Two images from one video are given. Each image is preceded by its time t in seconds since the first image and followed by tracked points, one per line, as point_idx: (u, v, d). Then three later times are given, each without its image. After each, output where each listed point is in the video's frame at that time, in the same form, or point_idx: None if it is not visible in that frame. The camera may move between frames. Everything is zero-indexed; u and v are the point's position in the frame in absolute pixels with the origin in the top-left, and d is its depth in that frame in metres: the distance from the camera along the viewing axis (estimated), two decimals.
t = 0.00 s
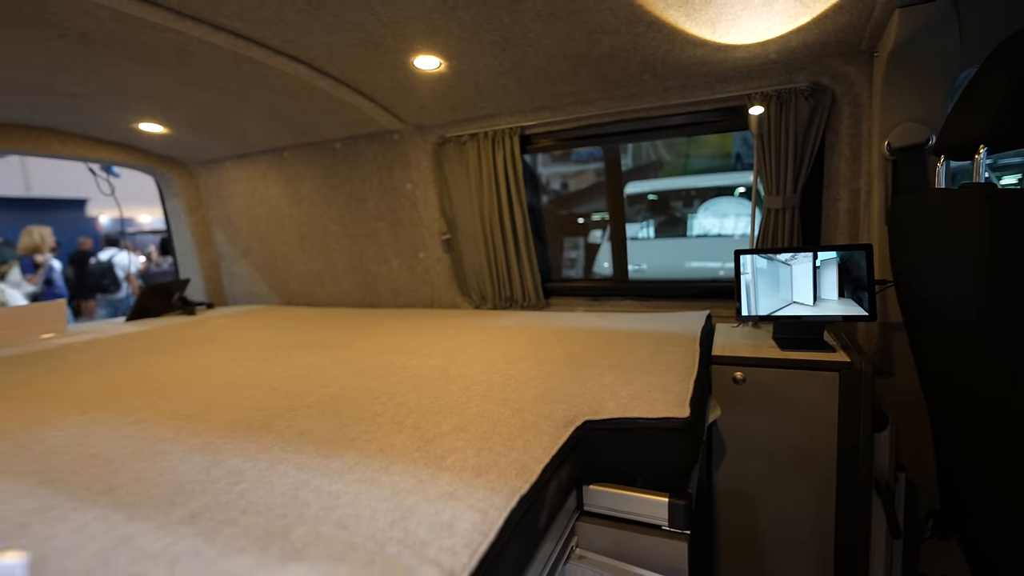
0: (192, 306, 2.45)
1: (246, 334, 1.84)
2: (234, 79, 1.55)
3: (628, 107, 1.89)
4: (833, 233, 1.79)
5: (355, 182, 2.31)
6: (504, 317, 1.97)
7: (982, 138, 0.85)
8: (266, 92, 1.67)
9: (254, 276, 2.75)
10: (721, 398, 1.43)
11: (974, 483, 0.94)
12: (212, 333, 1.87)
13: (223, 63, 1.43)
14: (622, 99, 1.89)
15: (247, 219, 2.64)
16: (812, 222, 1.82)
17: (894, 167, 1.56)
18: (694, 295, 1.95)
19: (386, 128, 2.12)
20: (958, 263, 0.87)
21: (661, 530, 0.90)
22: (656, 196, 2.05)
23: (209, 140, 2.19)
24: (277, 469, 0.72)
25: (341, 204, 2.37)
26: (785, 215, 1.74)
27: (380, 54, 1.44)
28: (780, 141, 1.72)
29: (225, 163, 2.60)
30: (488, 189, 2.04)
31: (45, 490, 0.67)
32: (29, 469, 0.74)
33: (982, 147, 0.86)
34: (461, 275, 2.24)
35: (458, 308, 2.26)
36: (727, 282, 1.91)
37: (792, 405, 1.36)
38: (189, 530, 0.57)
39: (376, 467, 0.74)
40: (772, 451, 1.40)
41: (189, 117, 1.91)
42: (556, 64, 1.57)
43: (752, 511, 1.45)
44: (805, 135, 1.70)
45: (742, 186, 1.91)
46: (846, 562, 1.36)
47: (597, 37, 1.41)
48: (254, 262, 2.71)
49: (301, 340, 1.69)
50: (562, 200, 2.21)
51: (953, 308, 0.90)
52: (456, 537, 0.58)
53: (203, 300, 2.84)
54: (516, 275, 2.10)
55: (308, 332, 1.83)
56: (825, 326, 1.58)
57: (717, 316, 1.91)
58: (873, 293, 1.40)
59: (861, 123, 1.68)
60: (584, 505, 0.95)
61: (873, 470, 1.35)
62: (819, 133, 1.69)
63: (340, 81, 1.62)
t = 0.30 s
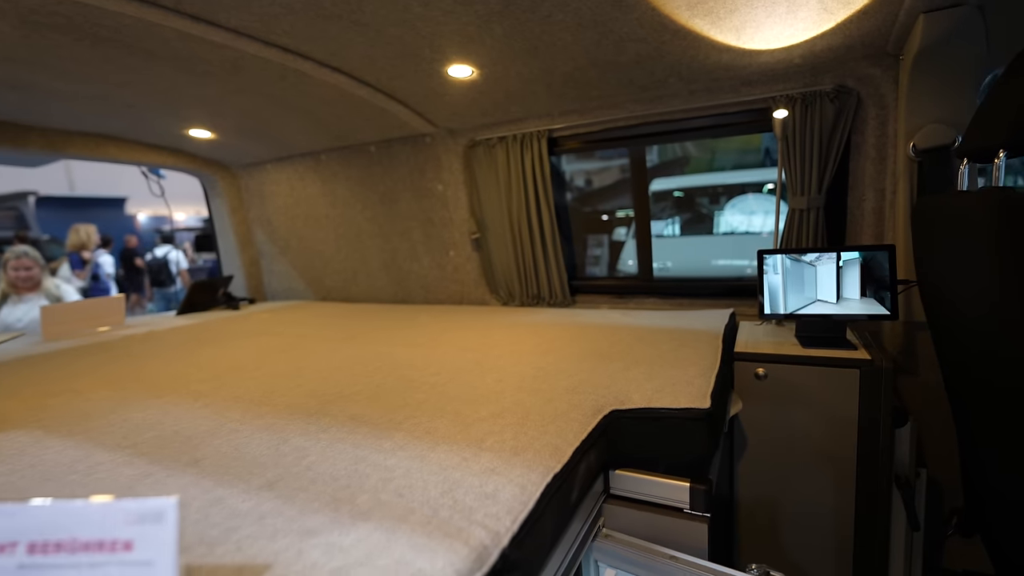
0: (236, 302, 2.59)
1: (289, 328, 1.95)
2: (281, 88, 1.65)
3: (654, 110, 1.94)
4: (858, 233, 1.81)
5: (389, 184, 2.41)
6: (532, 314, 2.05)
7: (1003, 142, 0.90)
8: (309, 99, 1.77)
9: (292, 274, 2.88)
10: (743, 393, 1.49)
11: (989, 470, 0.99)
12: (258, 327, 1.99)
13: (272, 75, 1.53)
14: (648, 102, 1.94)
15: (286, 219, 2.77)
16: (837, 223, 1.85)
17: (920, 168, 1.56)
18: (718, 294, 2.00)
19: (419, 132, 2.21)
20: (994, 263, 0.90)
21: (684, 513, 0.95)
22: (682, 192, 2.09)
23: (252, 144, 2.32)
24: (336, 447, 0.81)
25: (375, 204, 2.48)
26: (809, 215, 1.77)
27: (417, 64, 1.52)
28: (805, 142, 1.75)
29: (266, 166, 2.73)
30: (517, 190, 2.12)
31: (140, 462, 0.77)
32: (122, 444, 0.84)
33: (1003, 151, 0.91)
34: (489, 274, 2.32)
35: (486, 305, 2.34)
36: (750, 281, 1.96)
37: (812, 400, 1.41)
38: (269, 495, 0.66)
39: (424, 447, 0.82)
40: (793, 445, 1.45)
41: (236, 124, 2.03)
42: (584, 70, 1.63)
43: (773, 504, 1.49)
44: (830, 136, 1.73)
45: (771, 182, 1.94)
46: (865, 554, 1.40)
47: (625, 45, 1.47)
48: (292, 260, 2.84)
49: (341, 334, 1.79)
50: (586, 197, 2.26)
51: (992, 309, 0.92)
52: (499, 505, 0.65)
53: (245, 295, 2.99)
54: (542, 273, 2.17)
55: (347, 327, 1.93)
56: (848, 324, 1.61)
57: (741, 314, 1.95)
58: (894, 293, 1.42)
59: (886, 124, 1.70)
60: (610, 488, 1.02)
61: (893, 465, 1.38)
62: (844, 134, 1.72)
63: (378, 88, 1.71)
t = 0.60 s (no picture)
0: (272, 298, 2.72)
1: (325, 323, 2.06)
2: (320, 98, 1.76)
3: (674, 113, 2.00)
4: (876, 232, 1.85)
5: (417, 185, 2.51)
6: (555, 310, 2.12)
7: (1011, 147, 0.96)
8: (345, 107, 1.87)
9: (324, 271, 3.00)
10: (759, 387, 1.55)
11: (1001, 465, 1.04)
12: (295, 322, 2.11)
13: (313, 86, 1.64)
14: (668, 106, 2.00)
15: (318, 218, 2.89)
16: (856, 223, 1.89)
17: (937, 169, 1.59)
18: (736, 292, 2.05)
19: (447, 136, 2.30)
20: (1003, 268, 0.95)
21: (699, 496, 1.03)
22: (705, 188, 2.11)
23: (288, 148, 2.44)
24: (384, 428, 0.91)
25: (404, 204, 2.58)
26: (828, 215, 1.81)
27: (448, 73, 1.61)
28: (823, 143, 1.78)
29: (300, 168, 2.85)
30: (541, 191, 2.20)
31: (214, 439, 0.88)
32: (195, 425, 0.95)
33: (1010, 156, 0.97)
34: (513, 272, 2.40)
35: (510, 301, 2.43)
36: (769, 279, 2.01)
37: (826, 394, 1.46)
38: (331, 467, 0.76)
39: (462, 429, 0.91)
40: (808, 438, 1.50)
41: (275, 130, 2.14)
42: (607, 77, 1.70)
43: (788, 494, 1.55)
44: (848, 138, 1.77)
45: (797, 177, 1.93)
46: (878, 543, 1.45)
47: (646, 54, 1.53)
48: (324, 258, 2.97)
49: (375, 329, 1.89)
50: (607, 194, 2.30)
51: (999, 309, 0.97)
52: (532, 478, 0.74)
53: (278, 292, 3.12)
54: (565, 271, 2.25)
55: (380, 322, 2.04)
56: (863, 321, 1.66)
57: (759, 312, 2.00)
58: (909, 291, 1.47)
59: (904, 126, 1.74)
60: (631, 472, 1.10)
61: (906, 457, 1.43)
62: (862, 135, 1.75)
63: (410, 96, 1.80)
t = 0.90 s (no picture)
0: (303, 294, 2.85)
1: (355, 318, 2.18)
2: (353, 105, 1.86)
3: (692, 116, 2.07)
4: (891, 232, 1.89)
5: (442, 186, 2.61)
6: (574, 307, 2.21)
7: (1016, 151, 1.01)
8: (375, 112, 1.97)
9: (352, 268, 3.13)
10: (772, 381, 1.61)
11: (1011, 459, 1.08)
12: (327, 317, 2.23)
13: (347, 93, 1.74)
14: (686, 109, 2.07)
15: (347, 218, 3.01)
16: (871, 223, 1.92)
17: (950, 171, 1.62)
18: (752, 290, 2.11)
19: (471, 139, 2.39)
20: (1004, 268, 1.00)
21: (710, 479, 1.10)
22: (725, 186, 2.14)
23: (320, 150, 2.55)
24: (420, 410, 1.00)
25: (429, 204, 2.68)
26: (842, 215, 1.85)
27: (475, 81, 1.69)
28: (837, 145, 1.83)
29: (330, 169, 2.98)
30: (561, 192, 2.28)
31: (269, 418, 0.98)
32: (250, 406, 1.05)
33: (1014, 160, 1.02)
34: (534, 270, 2.49)
35: (531, 298, 2.52)
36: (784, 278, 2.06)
37: (837, 388, 1.52)
38: (376, 442, 0.86)
39: (490, 412, 1.00)
40: (819, 430, 1.56)
41: (308, 134, 2.26)
42: (626, 83, 1.77)
43: (799, 484, 1.61)
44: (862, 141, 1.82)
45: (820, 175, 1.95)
46: (886, 532, 1.51)
47: (663, 61, 1.60)
48: (352, 256, 3.09)
49: (404, 323, 2.00)
50: (626, 194, 2.37)
51: (1005, 308, 1.02)
52: (556, 453, 0.83)
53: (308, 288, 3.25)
54: (584, 270, 2.33)
55: (407, 317, 2.14)
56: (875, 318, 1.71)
57: (774, 309, 2.06)
58: (920, 289, 1.51)
59: (918, 128, 1.77)
60: (646, 457, 1.18)
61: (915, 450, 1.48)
62: (876, 137, 1.79)
63: (436, 102, 1.89)
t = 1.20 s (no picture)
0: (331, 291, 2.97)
1: (382, 314, 2.27)
2: (381, 110, 1.95)
3: (709, 119, 2.12)
4: (907, 233, 1.90)
5: (464, 187, 2.69)
6: (592, 305, 2.28)
7: None
8: (401, 117, 2.06)
9: (377, 266, 3.24)
10: (785, 376, 1.66)
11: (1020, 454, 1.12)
12: (355, 313, 2.33)
13: (377, 100, 1.83)
14: (703, 112, 2.12)
15: (373, 218, 3.12)
16: (885, 223, 1.94)
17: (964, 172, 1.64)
18: (769, 289, 2.15)
19: (493, 141, 2.47)
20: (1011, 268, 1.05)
21: (722, 466, 1.16)
22: (745, 186, 2.19)
23: (348, 153, 2.66)
24: (450, 397, 1.08)
25: (452, 205, 2.77)
26: (858, 215, 1.87)
27: (498, 86, 1.77)
28: (853, 147, 1.86)
29: (357, 171, 3.09)
30: (581, 193, 2.34)
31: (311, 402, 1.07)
32: (293, 392, 1.14)
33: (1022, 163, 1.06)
34: (553, 268, 2.57)
35: (550, 296, 2.59)
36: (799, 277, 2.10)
37: (849, 384, 1.56)
38: (410, 424, 0.94)
39: (514, 399, 1.07)
40: (831, 425, 1.61)
41: (337, 137, 2.36)
42: (644, 88, 1.83)
43: (811, 476, 1.67)
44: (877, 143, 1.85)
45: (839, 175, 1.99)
46: (896, 524, 1.55)
47: (681, 68, 1.66)
48: (377, 255, 3.20)
49: (429, 319, 2.09)
50: (644, 195, 2.42)
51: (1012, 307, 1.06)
52: (576, 435, 0.90)
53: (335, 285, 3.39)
54: (603, 269, 2.40)
55: (431, 313, 2.24)
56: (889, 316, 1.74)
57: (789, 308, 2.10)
58: (932, 289, 1.54)
59: (934, 130, 1.78)
60: (661, 444, 1.24)
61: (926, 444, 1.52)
62: (891, 140, 1.81)
63: (460, 106, 1.98)
